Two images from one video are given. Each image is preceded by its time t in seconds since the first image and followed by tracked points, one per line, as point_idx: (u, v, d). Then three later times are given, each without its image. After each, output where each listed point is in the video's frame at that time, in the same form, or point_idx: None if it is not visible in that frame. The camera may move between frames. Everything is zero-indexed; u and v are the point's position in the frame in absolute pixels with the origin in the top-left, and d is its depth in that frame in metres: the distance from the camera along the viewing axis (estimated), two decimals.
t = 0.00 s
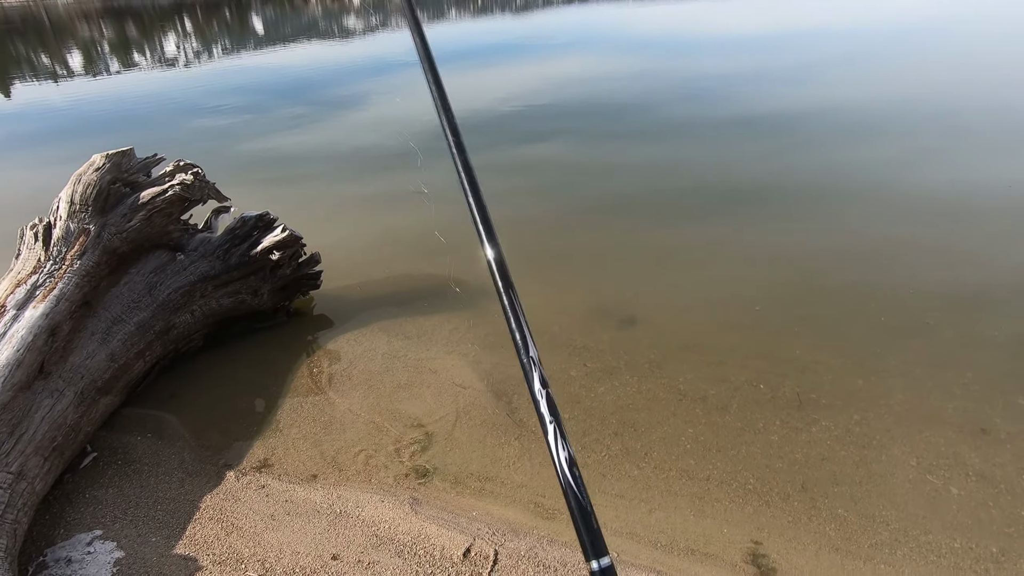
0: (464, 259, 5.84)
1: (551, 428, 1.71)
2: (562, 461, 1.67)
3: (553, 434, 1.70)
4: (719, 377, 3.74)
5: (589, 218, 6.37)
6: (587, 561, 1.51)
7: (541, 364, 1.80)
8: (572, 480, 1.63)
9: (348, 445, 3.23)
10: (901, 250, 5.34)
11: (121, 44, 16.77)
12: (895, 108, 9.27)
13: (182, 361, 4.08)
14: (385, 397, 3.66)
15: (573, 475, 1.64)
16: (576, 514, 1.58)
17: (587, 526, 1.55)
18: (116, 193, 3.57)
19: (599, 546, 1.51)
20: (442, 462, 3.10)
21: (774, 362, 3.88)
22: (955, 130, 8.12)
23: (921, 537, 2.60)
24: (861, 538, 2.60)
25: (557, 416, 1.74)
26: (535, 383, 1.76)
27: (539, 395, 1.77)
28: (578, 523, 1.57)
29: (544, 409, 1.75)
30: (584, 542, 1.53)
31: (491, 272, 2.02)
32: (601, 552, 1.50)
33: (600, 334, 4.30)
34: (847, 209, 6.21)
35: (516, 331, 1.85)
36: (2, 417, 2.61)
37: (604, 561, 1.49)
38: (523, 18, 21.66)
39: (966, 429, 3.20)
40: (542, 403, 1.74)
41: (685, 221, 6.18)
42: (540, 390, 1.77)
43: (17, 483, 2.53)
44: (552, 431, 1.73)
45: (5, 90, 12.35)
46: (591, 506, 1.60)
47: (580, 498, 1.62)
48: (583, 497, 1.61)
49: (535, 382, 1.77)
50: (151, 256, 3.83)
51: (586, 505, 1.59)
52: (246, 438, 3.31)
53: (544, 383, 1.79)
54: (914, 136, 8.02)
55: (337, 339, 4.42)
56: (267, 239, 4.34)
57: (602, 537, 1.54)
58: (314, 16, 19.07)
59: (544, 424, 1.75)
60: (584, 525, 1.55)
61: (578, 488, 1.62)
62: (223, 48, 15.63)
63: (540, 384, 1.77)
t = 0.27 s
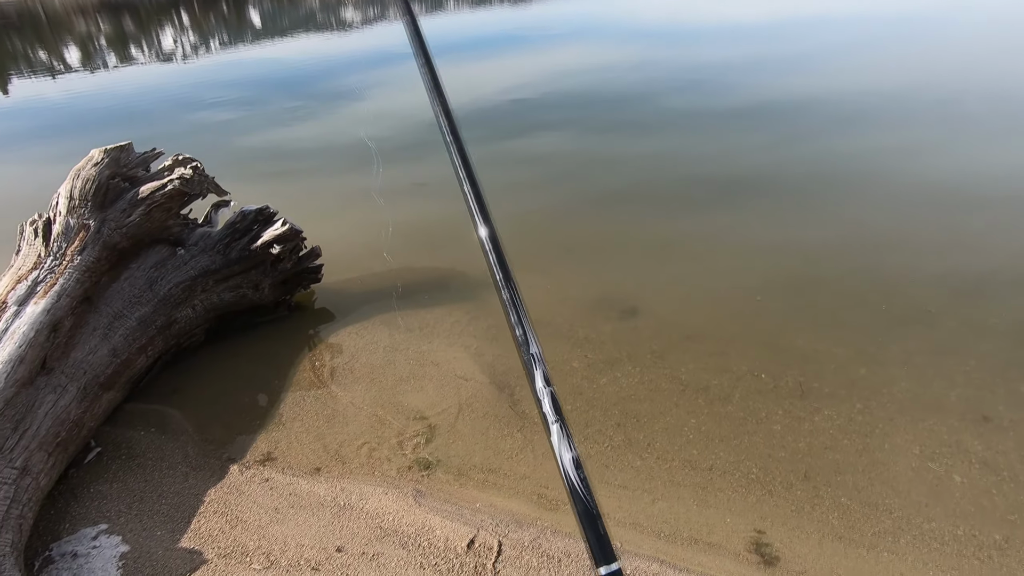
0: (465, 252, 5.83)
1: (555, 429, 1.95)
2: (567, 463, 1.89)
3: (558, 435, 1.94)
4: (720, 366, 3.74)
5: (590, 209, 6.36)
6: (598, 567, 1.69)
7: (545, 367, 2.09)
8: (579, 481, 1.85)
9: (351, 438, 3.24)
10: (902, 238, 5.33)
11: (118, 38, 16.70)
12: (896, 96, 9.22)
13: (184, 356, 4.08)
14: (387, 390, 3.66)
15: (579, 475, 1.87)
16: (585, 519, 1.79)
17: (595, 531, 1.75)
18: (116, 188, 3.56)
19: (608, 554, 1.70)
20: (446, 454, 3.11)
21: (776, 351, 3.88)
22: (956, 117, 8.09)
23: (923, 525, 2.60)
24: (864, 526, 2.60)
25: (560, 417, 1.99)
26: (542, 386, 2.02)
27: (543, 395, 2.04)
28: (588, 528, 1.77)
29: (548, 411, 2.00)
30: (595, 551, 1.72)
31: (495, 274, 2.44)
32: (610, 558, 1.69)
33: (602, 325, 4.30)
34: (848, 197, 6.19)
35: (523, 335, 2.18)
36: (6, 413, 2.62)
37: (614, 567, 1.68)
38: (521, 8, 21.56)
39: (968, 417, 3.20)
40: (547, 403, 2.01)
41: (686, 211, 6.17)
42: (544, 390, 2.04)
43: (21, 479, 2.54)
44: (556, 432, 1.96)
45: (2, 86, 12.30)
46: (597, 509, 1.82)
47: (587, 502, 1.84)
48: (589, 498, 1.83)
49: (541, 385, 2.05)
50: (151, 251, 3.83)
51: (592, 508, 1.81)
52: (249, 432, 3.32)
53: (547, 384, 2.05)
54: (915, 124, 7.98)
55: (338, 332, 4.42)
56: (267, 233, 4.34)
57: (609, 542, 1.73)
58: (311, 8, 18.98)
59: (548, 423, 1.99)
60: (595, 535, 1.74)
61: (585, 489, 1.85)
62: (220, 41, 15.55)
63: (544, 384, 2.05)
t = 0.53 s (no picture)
0: (466, 243, 5.83)
1: (587, 414, 1.86)
2: (599, 446, 1.80)
3: (590, 418, 1.85)
4: (723, 356, 3.75)
5: (591, 199, 6.35)
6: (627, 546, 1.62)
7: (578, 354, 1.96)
8: (610, 465, 1.75)
9: (355, 429, 3.25)
10: (904, 227, 5.33)
11: (115, 30, 16.61)
12: (899, 86, 9.18)
13: (187, 349, 4.09)
14: (391, 381, 3.67)
15: (611, 459, 1.77)
16: (615, 499, 1.70)
17: (626, 512, 1.67)
18: (116, 180, 3.55)
19: (639, 533, 1.62)
20: (449, 445, 3.12)
21: (778, 341, 3.88)
22: (959, 107, 8.05)
23: (926, 513, 2.62)
24: (866, 514, 2.62)
25: (594, 404, 1.88)
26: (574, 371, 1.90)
27: (576, 381, 1.93)
28: (619, 510, 1.68)
29: (581, 395, 1.89)
30: (624, 527, 1.65)
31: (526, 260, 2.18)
32: (640, 537, 1.61)
33: (604, 316, 4.31)
34: (849, 187, 6.18)
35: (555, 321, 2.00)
36: (12, 405, 2.63)
37: (644, 546, 1.60)
38: None
39: (970, 405, 3.21)
40: (579, 387, 1.90)
41: (687, 201, 6.16)
42: (577, 374, 1.93)
43: (28, 471, 2.55)
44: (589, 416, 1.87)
45: None
46: (629, 491, 1.72)
47: (619, 485, 1.74)
48: (620, 479, 1.74)
49: (574, 369, 1.92)
50: (153, 244, 3.83)
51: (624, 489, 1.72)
52: (254, 424, 3.33)
53: (580, 369, 1.94)
54: (918, 113, 7.95)
55: (341, 324, 4.43)
56: (269, 225, 4.33)
57: (641, 523, 1.65)
58: None
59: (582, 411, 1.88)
60: (625, 511, 1.67)
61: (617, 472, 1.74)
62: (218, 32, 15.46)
63: (578, 371, 1.93)
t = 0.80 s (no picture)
0: (471, 233, 5.83)
1: (575, 425, 1.74)
2: (589, 456, 1.70)
3: (579, 429, 1.73)
4: (728, 348, 3.75)
5: (596, 190, 6.34)
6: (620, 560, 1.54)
7: (565, 363, 1.85)
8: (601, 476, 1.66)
9: (361, 418, 3.27)
10: (910, 220, 5.31)
11: (119, 19, 16.57)
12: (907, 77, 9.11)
13: (194, 337, 4.11)
14: (397, 371, 3.69)
15: (602, 471, 1.67)
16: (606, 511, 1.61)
17: (618, 524, 1.59)
18: (123, 169, 3.56)
19: (632, 547, 1.54)
20: (455, 434, 3.14)
21: (783, 333, 3.89)
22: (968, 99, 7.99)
23: (931, 505, 2.62)
24: (871, 506, 2.63)
25: (583, 413, 1.77)
26: (560, 381, 1.80)
27: (563, 390, 1.82)
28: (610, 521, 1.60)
29: (570, 405, 1.79)
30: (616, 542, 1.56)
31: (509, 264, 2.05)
32: (634, 552, 1.53)
33: (609, 307, 4.31)
34: (855, 179, 6.16)
35: (542, 330, 1.90)
36: (22, 392, 2.64)
37: (637, 560, 1.53)
38: None
39: (976, 398, 3.21)
40: (567, 397, 1.79)
41: (693, 193, 6.15)
42: (564, 384, 1.82)
43: (39, 457, 2.57)
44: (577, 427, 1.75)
45: (3, 67, 12.23)
46: (621, 502, 1.64)
47: (611, 496, 1.65)
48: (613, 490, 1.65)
49: (560, 379, 1.82)
50: (160, 232, 3.84)
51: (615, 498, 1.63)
52: (261, 412, 3.35)
53: (568, 379, 1.83)
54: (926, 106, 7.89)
55: (347, 314, 4.45)
56: (275, 215, 4.35)
57: (634, 535, 1.57)
58: None
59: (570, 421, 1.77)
60: (617, 526, 1.58)
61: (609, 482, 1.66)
62: (221, 21, 15.39)
63: (565, 381, 1.82)
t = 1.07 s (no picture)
0: (476, 224, 5.82)
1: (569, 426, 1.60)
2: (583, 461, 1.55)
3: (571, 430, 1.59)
4: (732, 341, 3.75)
5: (601, 182, 6.32)
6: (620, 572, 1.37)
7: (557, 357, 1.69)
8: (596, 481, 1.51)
9: (365, 408, 3.29)
10: (916, 213, 5.29)
11: (125, 7, 16.58)
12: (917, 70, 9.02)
13: (200, 326, 4.13)
14: (401, 361, 3.70)
15: (596, 475, 1.53)
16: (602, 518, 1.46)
17: (615, 530, 1.43)
18: (129, 158, 3.57)
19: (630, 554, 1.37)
20: (459, 424, 3.15)
21: (788, 327, 3.88)
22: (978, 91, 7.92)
23: (934, 499, 2.62)
24: (874, 500, 2.63)
25: (576, 412, 1.62)
26: (553, 380, 1.63)
27: (557, 391, 1.65)
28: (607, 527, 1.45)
29: (562, 404, 1.63)
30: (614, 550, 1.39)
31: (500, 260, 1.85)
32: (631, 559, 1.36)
33: (614, 299, 4.31)
34: (862, 172, 6.13)
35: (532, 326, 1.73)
36: (29, 379, 2.66)
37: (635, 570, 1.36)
38: None
39: (980, 393, 3.21)
40: (559, 396, 1.63)
41: (698, 185, 6.13)
42: (557, 384, 1.65)
43: (47, 443, 2.60)
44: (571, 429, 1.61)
45: (9, 55, 12.25)
46: (618, 507, 1.48)
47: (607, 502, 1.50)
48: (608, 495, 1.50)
49: (553, 379, 1.64)
50: (165, 222, 3.85)
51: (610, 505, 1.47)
52: (265, 401, 3.37)
53: (562, 378, 1.66)
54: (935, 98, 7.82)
55: (351, 304, 4.46)
56: (280, 204, 4.36)
57: (633, 542, 1.40)
58: None
59: (563, 423, 1.63)
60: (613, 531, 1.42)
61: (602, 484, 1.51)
62: (227, 9, 15.34)
63: (558, 380, 1.65)
